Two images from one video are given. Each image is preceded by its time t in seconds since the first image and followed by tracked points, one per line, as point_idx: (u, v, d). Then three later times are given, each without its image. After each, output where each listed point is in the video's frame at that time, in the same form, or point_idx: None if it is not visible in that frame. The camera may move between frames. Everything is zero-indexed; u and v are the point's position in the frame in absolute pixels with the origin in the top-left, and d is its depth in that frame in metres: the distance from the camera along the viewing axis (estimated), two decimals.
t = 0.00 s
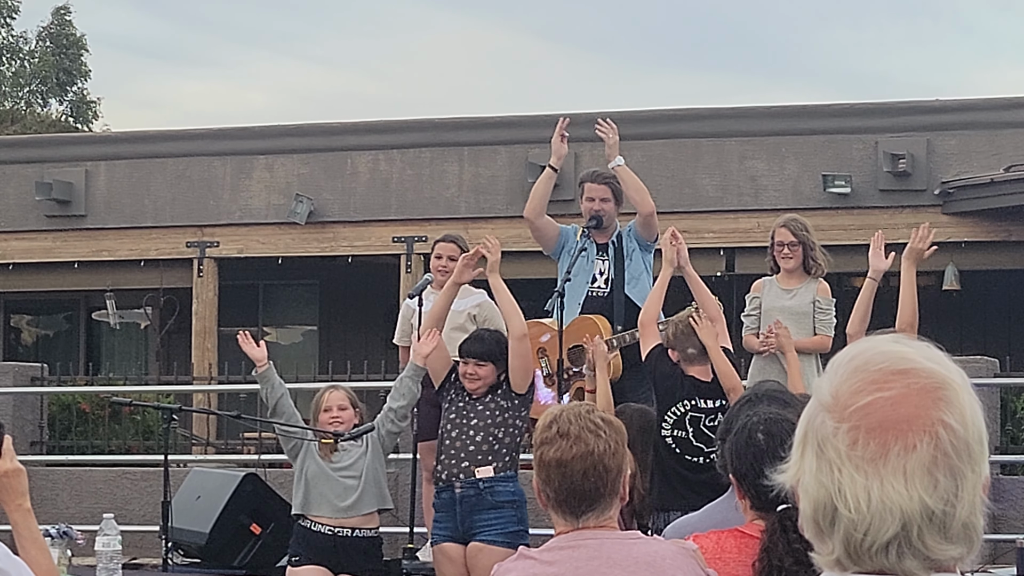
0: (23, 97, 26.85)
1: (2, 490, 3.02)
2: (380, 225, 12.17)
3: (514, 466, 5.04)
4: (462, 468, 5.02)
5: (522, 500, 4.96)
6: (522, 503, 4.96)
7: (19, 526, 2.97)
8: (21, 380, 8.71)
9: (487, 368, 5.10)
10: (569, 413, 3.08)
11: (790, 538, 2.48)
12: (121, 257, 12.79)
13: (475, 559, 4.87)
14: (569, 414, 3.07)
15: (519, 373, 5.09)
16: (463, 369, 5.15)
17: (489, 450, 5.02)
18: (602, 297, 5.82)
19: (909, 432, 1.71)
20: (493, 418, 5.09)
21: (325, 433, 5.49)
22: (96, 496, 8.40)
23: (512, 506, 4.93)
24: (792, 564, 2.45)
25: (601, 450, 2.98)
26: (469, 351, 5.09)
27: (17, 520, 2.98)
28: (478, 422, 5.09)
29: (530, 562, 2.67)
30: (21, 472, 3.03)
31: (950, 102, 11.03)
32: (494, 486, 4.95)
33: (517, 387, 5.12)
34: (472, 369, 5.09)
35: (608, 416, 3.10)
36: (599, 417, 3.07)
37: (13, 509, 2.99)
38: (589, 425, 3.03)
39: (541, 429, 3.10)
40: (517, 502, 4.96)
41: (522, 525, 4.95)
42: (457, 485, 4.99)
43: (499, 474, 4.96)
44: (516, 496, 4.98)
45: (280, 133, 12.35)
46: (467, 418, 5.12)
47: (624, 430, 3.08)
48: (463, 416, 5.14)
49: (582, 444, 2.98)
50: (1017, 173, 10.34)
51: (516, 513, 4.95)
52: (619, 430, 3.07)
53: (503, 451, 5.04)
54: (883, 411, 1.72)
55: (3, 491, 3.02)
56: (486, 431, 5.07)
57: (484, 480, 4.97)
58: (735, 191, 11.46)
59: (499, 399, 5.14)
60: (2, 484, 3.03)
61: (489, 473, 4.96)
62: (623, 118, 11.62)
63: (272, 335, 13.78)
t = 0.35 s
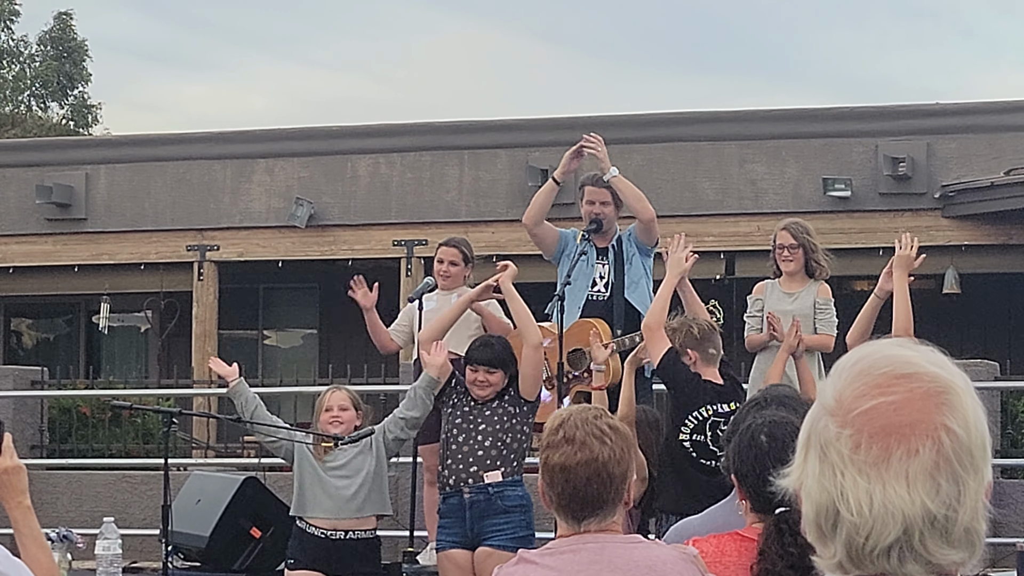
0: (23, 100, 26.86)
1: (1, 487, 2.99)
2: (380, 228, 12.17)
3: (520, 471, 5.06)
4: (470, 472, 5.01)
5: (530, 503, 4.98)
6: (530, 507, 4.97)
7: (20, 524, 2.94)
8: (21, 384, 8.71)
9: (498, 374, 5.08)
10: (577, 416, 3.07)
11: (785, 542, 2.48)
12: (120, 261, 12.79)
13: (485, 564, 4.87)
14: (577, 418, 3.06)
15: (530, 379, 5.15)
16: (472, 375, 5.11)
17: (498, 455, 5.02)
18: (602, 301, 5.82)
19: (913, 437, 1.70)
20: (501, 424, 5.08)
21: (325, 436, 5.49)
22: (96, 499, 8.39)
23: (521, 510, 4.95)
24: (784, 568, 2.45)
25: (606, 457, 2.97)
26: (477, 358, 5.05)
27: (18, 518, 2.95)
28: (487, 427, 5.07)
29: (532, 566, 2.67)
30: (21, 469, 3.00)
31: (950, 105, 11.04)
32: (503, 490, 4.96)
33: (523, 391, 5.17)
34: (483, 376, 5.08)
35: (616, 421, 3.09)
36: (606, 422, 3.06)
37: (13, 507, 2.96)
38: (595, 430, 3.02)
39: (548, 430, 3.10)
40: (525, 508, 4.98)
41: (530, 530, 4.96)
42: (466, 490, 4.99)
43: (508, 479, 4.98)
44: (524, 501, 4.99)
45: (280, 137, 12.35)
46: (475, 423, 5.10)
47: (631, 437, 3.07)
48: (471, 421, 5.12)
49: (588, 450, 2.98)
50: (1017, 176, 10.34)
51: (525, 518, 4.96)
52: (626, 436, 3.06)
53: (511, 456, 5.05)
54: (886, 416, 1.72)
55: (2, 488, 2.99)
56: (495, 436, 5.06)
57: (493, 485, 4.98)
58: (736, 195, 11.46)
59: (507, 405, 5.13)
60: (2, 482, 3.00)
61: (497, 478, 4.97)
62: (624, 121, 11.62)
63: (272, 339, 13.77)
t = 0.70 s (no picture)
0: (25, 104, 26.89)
1: (4, 487, 2.98)
2: (383, 232, 12.17)
3: (525, 473, 5.08)
4: (481, 476, 5.00)
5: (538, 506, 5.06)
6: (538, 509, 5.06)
7: (22, 523, 2.93)
8: (24, 388, 8.72)
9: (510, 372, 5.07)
10: (589, 418, 3.07)
11: (787, 538, 2.45)
12: (123, 265, 12.81)
13: (497, 565, 4.91)
14: (590, 419, 3.06)
15: (532, 382, 5.15)
16: (480, 378, 5.05)
17: (507, 458, 5.02)
18: (604, 304, 5.83)
19: (913, 442, 1.70)
20: (508, 427, 5.06)
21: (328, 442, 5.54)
22: (99, 504, 8.39)
23: (531, 513, 5.01)
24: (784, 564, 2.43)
25: (615, 460, 2.97)
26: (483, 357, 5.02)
27: (20, 517, 2.93)
28: (494, 430, 5.04)
29: (538, 569, 2.67)
30: (23, 468, 2.99)
31: (951, 108, 11.04)
32: (514, 492, 5.00)
33: (527, 394, 5.15)
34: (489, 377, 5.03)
35: (629, 425, 3.09)
36: (620, 425, 3.06)
37: (16, 506, 2.94)
38: (606, 433, 3.02)
39: (561, 429, 3.10)
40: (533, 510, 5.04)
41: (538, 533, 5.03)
42: (477, 494, 4.99)
43: (518, 482, 5.01)
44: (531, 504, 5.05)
45: (282, 140, 12.36)
46: (482, 426, 5.05)
47: (642, 441, 3.06)
48: (477, 424, 5.06)
49: (597, 453, 2.98)
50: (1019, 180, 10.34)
51: (533, 520, 5.02)
52: (638, 441, 3.05)
53: (518, 459, 5.06)
54: (887, 422, 1.72)
55: (4, 487, 2.98)
56: (503, 439, 5.04)
57: (503, 488, 4.99)
58: (738, 198, 11.46)
59: (511, 408, 5.09)
60: (3, 481, 2.98)
61: (507, 481, 4.99)
62: (626, 125, 11.61)
63: (274, 342, 13.76)
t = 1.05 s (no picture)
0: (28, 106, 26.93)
1: (7, 485, 2.97)
2: (386, 233, 12.18)
3: (528, 474, 5.09)
4: (485, 476, 5.00)
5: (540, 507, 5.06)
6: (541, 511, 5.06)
7: (26, 523, 2.92)
8: (27, 390, 8.73)
9: (506, 371, 5.08)
10: (593, 416, 3.07)
11: (796, 539, 2.47)
12: (126, 266, 12.82)
13: (501, 564, 4.89)
14: (593, 417, 3.06)
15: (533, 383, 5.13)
16: (476, 376, 5.07)
17: (511, 459, 5.03)
18: (608, 304, 5.83)
19: (933, 438, 1.69)
20: (509, 428, 5.08)
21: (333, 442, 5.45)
22: (103, 505, 8.39)
23: (534, 514, 5.01)
24: (796, 565, 2.45)
25: (618, 458, 2.97)
26: (480, 356, 5.04)
27: (24, 516, 2.93)
28: (497, 431, 5.05)
29: (545, 571, 2.67)
30: (27, 467, 2.99)
31: (954, 108, 11.03)
32: (517, 493, 5.00)
33: (527, 395, 5.18)
34: (485, 373, 5.05)
35: (632, 423, 3.09)
36: (624, 423, 3.06)
37: (19, 504, 2.94)
38: (610, 431, 3.01)
39: (564, 428, 3.10)
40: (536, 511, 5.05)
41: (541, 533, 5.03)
42: (482, 495, 4.99)
43: (521, 482, 5.01)
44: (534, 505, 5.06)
45: (285, 142, 12.36)
46: (484, 428, 5.07)
47: (645, 440, 3.06)
48: (480, 426, 5.08)
49: (600, 451, 2.97)
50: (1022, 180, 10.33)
51: (536, 521, 5.03)
52: (641, 439, 3.05)
53: (521, 459, 5.07)
54: (906, 419, 1.70)
55: (8, 486, 2.98)
56: (506, 440, 5.06)
57: (507, 488, 4.99)
58: (740, 199, 11.46)
59: (511, 409, 5.13)
60: (7, 479, 2.98)
61: (511, 482, 5.00)
62: (628, 126, 11.62)
63: (278, 344, 13.77)
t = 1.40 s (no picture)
0: (29, 109, 26.96)
1: (7, 485, 2.97)
2: (387, 235, 12.18)
3: (517, 475, 5.08)
4: (470, 477, 5.01)
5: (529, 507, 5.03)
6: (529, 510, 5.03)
7: (26, 522, 2.92)
8: (29, 393, 8.73)
9: (496, 371, 5.07)
10: (589, 420, 3.08)
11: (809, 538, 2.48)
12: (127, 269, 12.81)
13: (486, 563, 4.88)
14: (589, 422, 3.07)
15: (528, 386, 5.09)
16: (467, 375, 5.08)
17: (498, 460, 5.02)
18: (609, 307, 5.85)
19: (937, 436, 1.69)
20: (498, 429, 5.07)
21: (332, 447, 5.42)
22: (104, 508, 8.38)
23: (521, 513, 4.99)
24: (810, 565, 2.46)
25: (616, 461, 2.97)
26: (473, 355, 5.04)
27: (24, 515, 2.93)
28: (485, 432, 5.05)
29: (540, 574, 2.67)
30: (27, 467, 2.99)
31: (955, 110, 11.03)
32: (504, 493, 4.98)
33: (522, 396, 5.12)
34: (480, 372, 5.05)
35: (628, 426, 3.09)
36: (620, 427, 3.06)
37: (19, 504, 2.94)
38: (606, 434, 3.02)
39: (561, 433, 3.11)
40: (525, 511, 5.02)
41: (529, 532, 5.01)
42: (467, 495, 5.00)
43: (509, 483, 5.00)
44: (523, 505, 5.03)
45: (286, 144, 12.37)
46: (473, 429, 5.07)
47: (642, 443, 3.06)
48: (469, 426, 5.08)
49: (598, 454, 2.98)
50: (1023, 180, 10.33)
51: (524, 520, 5.01)
52: (637, 441, 3.05)
53: (510, 460, 5.06)
54: (911, 417, 1.70)
55: (8, 485, 2.97)
56: (494, 441, 5.05)
57: (492, 488, 4.98)
58: (742, 201, 11.45)
59: (502, 409, 5.11)
60: (6, 479, 2.97)
61: (497, 482, 4.98)
62: (630, 128, 11.62)
63: (279, 346, 13.77)
